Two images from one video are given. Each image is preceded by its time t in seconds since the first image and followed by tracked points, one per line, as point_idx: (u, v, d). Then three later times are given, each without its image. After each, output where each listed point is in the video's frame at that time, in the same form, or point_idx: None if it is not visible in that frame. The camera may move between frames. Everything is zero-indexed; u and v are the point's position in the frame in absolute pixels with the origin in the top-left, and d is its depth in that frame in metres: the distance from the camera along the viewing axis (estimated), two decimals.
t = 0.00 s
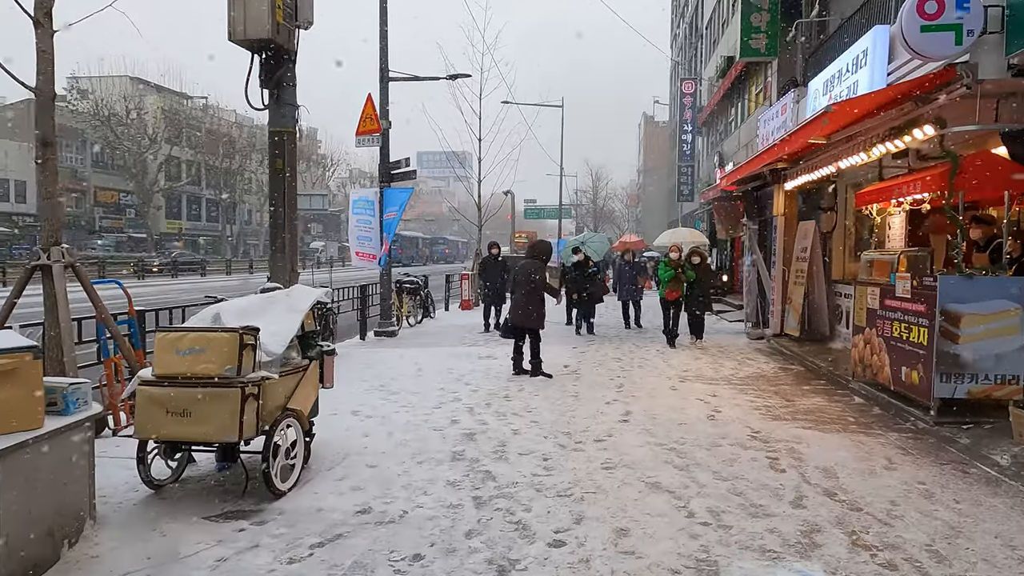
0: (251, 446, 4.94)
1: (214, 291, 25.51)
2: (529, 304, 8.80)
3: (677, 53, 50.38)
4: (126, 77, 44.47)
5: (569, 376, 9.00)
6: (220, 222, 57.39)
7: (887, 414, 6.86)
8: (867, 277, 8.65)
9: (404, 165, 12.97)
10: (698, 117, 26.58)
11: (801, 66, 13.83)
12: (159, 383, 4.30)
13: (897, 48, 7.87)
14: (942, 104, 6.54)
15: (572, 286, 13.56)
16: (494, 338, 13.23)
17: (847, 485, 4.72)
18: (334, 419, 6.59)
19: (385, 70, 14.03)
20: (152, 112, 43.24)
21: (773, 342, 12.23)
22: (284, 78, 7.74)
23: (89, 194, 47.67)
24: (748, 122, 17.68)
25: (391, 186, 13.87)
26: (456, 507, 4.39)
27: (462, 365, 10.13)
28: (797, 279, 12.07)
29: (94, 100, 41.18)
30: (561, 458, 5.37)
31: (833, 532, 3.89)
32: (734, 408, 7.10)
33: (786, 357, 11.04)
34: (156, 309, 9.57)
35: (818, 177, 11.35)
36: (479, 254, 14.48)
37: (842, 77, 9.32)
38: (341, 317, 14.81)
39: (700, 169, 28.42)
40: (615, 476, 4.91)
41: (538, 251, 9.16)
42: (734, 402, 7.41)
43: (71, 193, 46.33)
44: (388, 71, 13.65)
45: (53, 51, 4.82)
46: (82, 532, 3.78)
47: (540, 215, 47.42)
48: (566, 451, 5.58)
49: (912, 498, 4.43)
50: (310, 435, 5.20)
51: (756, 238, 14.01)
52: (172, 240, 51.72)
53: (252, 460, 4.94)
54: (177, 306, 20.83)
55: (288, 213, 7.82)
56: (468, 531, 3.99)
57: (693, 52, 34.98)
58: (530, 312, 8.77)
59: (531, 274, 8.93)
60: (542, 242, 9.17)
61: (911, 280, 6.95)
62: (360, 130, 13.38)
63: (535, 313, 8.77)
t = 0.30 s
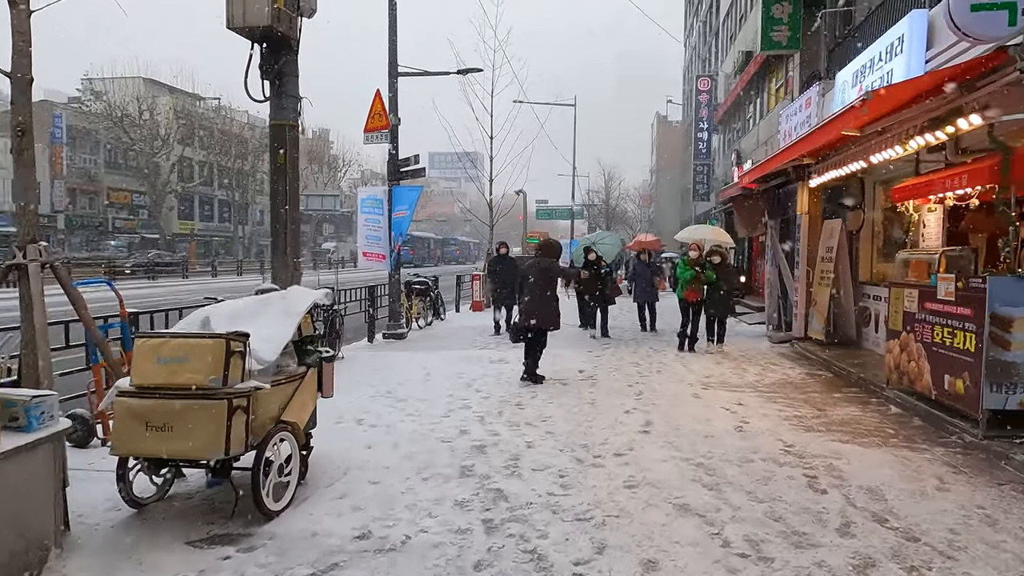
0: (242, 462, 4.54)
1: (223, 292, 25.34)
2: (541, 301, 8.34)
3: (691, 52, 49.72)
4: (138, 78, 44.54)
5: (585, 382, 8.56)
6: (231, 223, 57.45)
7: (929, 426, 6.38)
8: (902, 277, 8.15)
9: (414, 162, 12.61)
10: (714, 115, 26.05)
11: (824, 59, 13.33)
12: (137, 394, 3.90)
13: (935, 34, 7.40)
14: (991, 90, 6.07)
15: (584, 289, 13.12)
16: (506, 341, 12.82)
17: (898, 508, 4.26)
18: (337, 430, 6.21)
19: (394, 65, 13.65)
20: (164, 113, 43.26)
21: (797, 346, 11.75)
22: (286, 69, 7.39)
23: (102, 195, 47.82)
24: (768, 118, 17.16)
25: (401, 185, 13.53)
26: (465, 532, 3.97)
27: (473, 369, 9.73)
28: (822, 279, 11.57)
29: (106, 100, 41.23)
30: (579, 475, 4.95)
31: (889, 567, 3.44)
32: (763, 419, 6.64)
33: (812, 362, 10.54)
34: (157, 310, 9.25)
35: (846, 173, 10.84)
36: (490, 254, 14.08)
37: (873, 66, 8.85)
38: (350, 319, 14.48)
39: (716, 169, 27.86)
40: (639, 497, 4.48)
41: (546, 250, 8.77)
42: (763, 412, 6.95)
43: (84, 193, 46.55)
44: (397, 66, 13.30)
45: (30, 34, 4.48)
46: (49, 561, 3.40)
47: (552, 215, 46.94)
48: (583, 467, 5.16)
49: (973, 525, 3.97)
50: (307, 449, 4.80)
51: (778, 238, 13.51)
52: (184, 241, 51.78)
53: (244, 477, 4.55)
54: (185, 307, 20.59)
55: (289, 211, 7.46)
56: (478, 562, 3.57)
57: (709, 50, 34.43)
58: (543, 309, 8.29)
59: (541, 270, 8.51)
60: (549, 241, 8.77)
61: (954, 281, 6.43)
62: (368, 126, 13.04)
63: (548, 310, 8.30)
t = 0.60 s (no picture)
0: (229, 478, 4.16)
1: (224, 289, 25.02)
2: (551, 297, 7.89)
3: (697, 46, 49.18)
4: (140, 73, 44.22)
5: (597, 385, 8.17)
6: (233, 219, 57.15)
7: (967, 435, 5.97)
8: (933, 276, 7.74)
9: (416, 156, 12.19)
10: (723, 110, 25.61)
11: (841, 49, 12.89)
12: (110, 407, 3.51)
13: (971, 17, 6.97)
14: None
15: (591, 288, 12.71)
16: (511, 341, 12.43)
17: (952, 531, 3.86)
18: (336, 439, 5.82)
19: (396, 55, 13.24)
20: (166, 109, 42.90)
21: (815, 346, 11.36)
22: (282, 56, 7.00)
23: (103, 191, 47.53)
24: (780, 112, 16.73)
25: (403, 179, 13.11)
26: (475, 560, 3.58)
27: (478, 371, 9.34)
28: (841, 278, 11.20)
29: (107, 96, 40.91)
30: (597, 491, 4.56)
31: None
32: (789, 426, 6.24)
33: (831, 364, 10.14)
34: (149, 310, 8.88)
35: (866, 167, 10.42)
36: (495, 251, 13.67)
37: (900, 53, 8.42)
38: (351, 318, 14.10)
39: (724, 164, 27.41)
40: (665, 517, 4.09)
41: (554, 245, 8.33)
42: (788, 419, 6.54)
43: (85, 189, 46.32)
44: (399, 57, 12.91)
45: None
46: None
47: (556, 212, 46.49)
48: (601, 481, 4.76)
49: None
50: (300, 462, 4.42)
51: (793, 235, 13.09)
52: (186, 237, 51.49)
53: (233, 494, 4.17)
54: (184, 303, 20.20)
55: (286, 206, 7.07)
56: None
57: (716, 44, 33.94)
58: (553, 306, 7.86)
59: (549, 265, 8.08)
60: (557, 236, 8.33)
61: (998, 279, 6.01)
62: (370, 119, 12.64)
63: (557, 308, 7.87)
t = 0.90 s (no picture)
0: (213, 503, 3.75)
1: (222, 288, 24.63)
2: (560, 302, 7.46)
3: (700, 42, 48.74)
4: (137, 70, 43.81)
5: (610, 391, 7.75)
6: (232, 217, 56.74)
7: (1015, 447, 5.55)
8: (968, 275, 7.32)
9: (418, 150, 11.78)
10: (729, 105, 25.18)
11: (858, 40, 12.44)
12: (74, 429, 3.08)
13: None
14: None
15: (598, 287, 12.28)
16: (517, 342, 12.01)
17: None
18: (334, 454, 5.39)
19: (397, 47, 12.79)
20: (164, 105, 42.48)
21: (832, 347, 10.94)
22: (276, 41, 6.58)
23: (101, 189, 47.16)
24: (792, 105, 16.31)
25: (404, 175, 12.67)
26: None
27: (484, 375, 8.92)
28: (859, 277, 10.78)
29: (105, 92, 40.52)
30: (621, 516, 4.14)
31: None
32: (820, 438, 5.81)
33: (852, 367, 9.70)
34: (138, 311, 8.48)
35: (887, 161, 9.99)
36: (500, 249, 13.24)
37: (931, 39, 7.97)
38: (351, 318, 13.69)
39: (730, 161, 26.96)
40: (701, 548, 3.67)
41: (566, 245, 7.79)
42: (817, 429, 6.13)
43: (83, 186, 45.95)
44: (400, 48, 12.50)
45: None
46: None
47: (558, 209, 46.01)
48: (625, 503, 4.35)
49: None
50: (293, 484, 4.03)
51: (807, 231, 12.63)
52: (185, 235, 51.10)
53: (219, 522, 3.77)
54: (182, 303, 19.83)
55: (281, 201, 6.66)
56: None
57: (721, 39, 33.48)
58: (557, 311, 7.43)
59: (560, 266, 7.57)
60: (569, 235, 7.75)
61: None
62: (370, 112, 12.22)
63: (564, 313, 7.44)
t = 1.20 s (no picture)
0: (178, 525, 3.35)
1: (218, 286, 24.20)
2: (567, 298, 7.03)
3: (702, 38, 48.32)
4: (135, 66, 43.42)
5: (618, 393, 7.33)
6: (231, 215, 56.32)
7: None
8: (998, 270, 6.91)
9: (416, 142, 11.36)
10: (734, 100, 24.77)
11: (871, 28, 12.02)
12: (11, 444, 2.66)
13: None
14: None
15: (602, 285, 11.83)
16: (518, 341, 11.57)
17: None
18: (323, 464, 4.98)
19: (395, 35, 12.38)
20: (162, 102, 42.08)
21: (847, 346, 10.52)
22: (263, 20, 6.17)
23: (99, 186, 46.74)
24: (800, 98, 15.89)
25: (401, 168, 12.25)
26: None
27: (484, 376, 8.50)
28: (875, 272, 10.34)
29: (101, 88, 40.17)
30: (639, 536, 3.73)
31: None
32: (847, 445, 5.38)
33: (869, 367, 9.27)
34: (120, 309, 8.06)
35: (905, 152, 9.59)
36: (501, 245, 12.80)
37: (957, 21, 7.55)
38: (347, 316, 13.27)
39: (735, 156, 26.53)
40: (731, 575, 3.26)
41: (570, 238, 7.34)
42: (843, 435, 5.71)
43: (80, 184, 45.52)
44: (397, 37, 12.09)
45: None
46: None
47: (559, 207, 45.57)
48: (643, 521, 3.94)
49: None
50: (273, 500, 3.68)
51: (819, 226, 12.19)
52: (183, 233, 50.63)
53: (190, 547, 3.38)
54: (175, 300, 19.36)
55: (268, 192, 6.24)
56: None
57: (724, 34, 33.08)
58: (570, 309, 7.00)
59: (562, 261, 7.15)
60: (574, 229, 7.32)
61: None
62: (366, 103, 11.80)
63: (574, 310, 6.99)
